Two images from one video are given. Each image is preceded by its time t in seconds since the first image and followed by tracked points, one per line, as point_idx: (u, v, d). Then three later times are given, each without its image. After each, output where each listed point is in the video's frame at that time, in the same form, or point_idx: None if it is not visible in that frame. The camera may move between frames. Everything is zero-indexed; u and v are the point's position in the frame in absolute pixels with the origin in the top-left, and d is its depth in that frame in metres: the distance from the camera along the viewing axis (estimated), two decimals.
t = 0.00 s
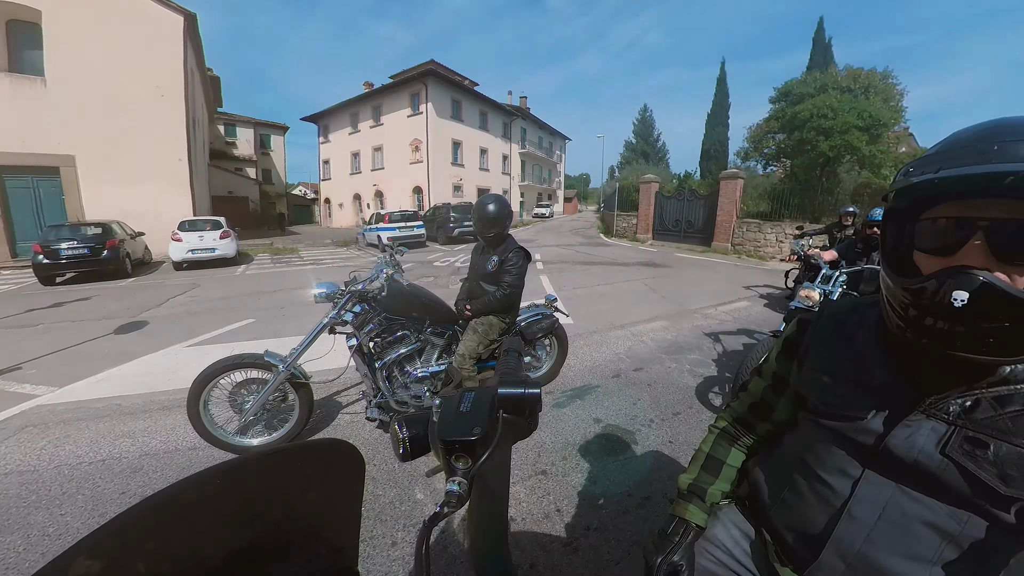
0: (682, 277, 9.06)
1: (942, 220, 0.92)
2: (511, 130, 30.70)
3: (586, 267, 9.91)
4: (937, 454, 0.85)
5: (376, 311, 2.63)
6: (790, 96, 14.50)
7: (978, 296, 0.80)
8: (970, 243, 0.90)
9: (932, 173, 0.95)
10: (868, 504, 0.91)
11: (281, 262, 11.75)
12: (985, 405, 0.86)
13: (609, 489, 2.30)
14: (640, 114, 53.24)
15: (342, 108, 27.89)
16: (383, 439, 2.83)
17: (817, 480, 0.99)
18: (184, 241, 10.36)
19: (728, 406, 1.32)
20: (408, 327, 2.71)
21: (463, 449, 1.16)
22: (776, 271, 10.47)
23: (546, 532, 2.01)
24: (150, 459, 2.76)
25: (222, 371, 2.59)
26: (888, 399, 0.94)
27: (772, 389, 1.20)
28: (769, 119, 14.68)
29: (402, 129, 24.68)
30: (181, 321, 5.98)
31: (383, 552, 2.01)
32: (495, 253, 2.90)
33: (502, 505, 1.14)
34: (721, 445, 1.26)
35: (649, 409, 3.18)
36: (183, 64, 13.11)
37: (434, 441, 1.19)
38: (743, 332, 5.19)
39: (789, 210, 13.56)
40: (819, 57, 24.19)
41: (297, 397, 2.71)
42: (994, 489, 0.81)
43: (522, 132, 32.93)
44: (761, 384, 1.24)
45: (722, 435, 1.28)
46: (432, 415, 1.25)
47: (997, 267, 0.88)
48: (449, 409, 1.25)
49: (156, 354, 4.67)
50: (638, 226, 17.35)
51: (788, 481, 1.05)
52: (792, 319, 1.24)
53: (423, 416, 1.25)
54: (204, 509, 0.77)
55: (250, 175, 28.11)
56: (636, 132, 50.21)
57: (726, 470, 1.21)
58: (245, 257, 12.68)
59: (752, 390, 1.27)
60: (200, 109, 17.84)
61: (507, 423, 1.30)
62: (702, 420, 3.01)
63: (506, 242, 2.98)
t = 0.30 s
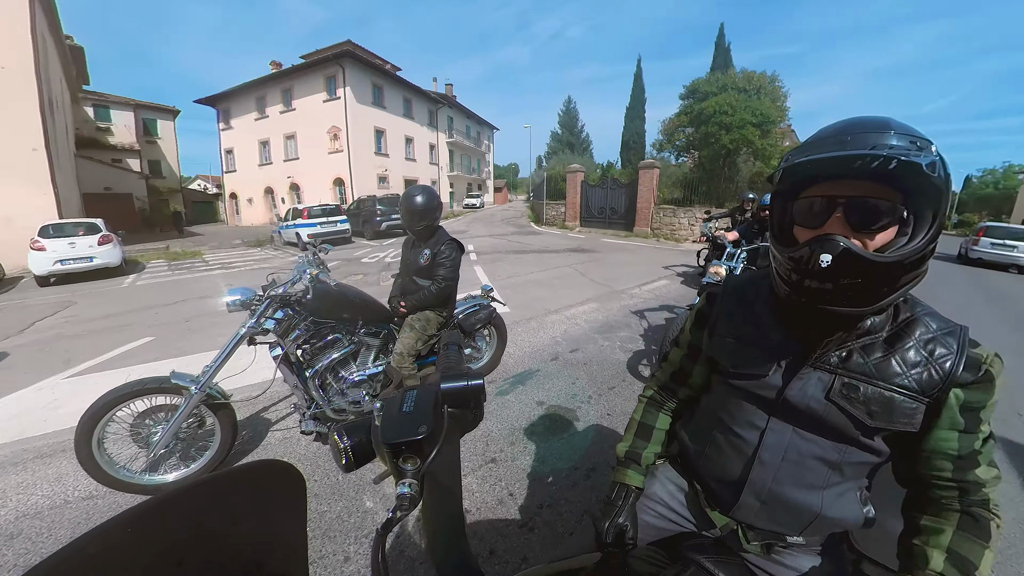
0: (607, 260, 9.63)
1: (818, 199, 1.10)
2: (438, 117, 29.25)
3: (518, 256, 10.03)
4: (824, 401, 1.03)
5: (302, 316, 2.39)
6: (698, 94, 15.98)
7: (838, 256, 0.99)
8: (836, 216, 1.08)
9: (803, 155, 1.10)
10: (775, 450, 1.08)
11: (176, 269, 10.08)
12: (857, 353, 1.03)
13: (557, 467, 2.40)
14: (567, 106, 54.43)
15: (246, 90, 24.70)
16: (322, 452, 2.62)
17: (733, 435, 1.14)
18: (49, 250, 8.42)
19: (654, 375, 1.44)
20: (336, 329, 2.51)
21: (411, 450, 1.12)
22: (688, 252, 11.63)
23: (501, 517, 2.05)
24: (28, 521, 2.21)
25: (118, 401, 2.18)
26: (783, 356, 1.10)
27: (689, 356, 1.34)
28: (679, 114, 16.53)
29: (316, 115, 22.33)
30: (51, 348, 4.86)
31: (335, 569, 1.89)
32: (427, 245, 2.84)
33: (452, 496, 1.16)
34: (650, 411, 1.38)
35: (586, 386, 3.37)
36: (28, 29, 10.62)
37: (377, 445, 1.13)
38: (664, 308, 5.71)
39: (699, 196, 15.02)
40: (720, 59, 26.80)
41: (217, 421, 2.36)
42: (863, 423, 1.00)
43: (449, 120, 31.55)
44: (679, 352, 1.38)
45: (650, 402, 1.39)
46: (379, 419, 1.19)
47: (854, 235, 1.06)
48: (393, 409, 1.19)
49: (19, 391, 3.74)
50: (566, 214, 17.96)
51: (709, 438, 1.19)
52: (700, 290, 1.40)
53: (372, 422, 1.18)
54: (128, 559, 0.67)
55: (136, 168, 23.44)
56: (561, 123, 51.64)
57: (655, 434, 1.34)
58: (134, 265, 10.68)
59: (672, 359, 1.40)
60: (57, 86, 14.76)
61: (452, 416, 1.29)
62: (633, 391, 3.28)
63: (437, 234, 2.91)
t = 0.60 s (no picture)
0: (551, 250, 9.85)
1: (736, 189, 1.22)
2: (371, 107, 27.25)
3: (463, 249, 9.86)
4: (753, 366, 1.16)
5: (228, 328, 2.15)
6: (629, 88, 16.77)
7: (747, 243, 1.12)
8: (750, 206, 1.21)
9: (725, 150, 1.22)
10: (714, 415, 1.20)
11: (64, 282, 8.42)
12: (775, 323, 1.18)
13: (515, 455, 2.45)
14: (504, 97, 54.00)
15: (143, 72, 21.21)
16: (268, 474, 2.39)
17: (676, 406, 1.24)
18: None
19: (596, 361, 1.50)
20: (269, 338, 2.29)
21: (366, 459, 1.07)
22: (624, 239, 12.27)
23: (466, 512, 2.04)
24: None
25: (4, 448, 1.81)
26: (713, 332, 1.22)
27: (627, 341, 1.42)
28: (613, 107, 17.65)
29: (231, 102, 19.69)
30: None
31: None
32: (366, 243, 2.68)
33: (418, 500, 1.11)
34: (595, 399, 1.43)
35: (537, 374, 3.45)
36: None
37: (328, 458, 1.07)
38: (606, 293, 6.00)
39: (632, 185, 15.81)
40: (648, 56, 28.21)
41: (136, 456, 2.04)
42: (785, 381, 1.15)
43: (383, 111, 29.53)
44: (618, 338, 1.45)
45: (595, 389, 1.45)
46: (330, 431, 1.12)
47: (764, 224, 1.20)
48: (343, 421, 1.13)
49: None
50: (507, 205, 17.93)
51: (655, 412, 1.29)
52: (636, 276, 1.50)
53: (327, 435, 1.11)
54: None
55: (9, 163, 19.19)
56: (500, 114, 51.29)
57: (603, 420, 1.40)
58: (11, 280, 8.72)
59: (611, 345, 1.46)
60: None
61: (406, 419, 1.25)
62: (582, 374, 3.44)
63: (376, 231, 2.75)
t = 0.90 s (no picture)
0: (523, 247, 9.89)
1: (685, 189, 1.28)
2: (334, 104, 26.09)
3: (435, 249, 9.70)
4: (718, 351, 1.22)
5: (186, 340, 2.03)
6: (595, 86, 17.08)
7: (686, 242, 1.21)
8: (696, 205, 1.27)
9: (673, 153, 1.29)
10: (684, 400, 1.25)
11: None
12: (737, 311, 1.25)
13: (495, 453, 2.45)
14: (472, 95, 53.26)
15: (81, 63, 19.37)
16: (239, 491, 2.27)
17: (649, 393, 1.29)
18: None
19: (575, 353, 1.54)
20: (233, 348, 2.17)
21: (343, 468, 1.04)
22: (594, 234, 12.50)
23: (449, 514, 2.02)
24: None
25: None
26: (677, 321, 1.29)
27: (604, 331, 1.46)
28: (581, 105, 18.05)
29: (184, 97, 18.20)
30: None
31: None
32: (332, 245, 2.58)
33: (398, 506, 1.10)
34: (575, 390, 1.46)
35: (514, 371, 3.46)
36: None
37: (304, 471, 1.03)
38: (578, 288, 6.10)
39: (601, 181, 16.10)
40: (614, 56, 28.80)
41: (88, 484, 1.87)
42: (747, 365, 1.20)
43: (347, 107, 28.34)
44: (596, 330, 1.49)
45: (574, 380, 1.48)
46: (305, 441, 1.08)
47: (709, 223, 1.26)
48: (316, 428, 1.09)
49: None
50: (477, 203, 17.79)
51: (630, 401, 1.33)
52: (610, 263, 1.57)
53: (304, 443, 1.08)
54: None
55: None
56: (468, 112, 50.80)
57: (582, 410, 1.43)
58: None
59: (590, 336, 1.50)
60: None
61: (383, 425, 1.22)
62: (558, 369, 3.49)
63: (342, 232, 2.64)
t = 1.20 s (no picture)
0: (503, 247, 9.87)
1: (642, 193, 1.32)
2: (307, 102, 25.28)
3: (414, 250, 9.55)
4: (695, 344, 1.25)
5: (154, 350, 1.92)
6: (572, 87, 17.26)
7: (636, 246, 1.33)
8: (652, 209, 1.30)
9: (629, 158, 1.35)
10: (665, 392, 1.28)
11: None
12: (712, 305, 1.29)
13: (480, 454, 2.43)
14: (450, 95, 52.81)
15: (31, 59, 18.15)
16: (217, 506, 2.18)
17: (631, 387, 1.32)
18: None
19: (558, 350, 1.54)
20: (204, 358, 2.08)
21: (326, 477, 1.01)
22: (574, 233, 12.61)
23: (435, 519, 1.99)
24: None
25: None
26: (650, 317, 1.32)
27: (586, 329, 1.48)
28: (559, 105, 18.25)
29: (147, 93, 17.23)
30: None
31: None
32: (305, 248, 2.50)
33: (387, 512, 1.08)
34: (559, 387, 1.47)
35: (497, 372, 3.45)
36: None
37: (285, 483, 1.01)
38: (559, 287, 6.14)
39: (579, 180, 16.28)
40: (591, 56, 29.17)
41: (49, 507, 1.75)
42: (723, 357, 1.24)
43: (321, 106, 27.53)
44: (579, 327, 1.51)
45: (559, 377, 1.49)
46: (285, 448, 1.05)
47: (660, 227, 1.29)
48: (297, 435, 1.06)
49: None
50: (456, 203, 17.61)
51: (613, 395, 1.36)
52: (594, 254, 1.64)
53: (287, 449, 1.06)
54: None
55: None
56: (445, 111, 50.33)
57: (567, 407, 1.44)
58: None
59: (573, 333, 1.52)
60: None
61: (366, 431, 1.20)
62: (542, 367, 3.52)
63: (315, 234, 2.57)
